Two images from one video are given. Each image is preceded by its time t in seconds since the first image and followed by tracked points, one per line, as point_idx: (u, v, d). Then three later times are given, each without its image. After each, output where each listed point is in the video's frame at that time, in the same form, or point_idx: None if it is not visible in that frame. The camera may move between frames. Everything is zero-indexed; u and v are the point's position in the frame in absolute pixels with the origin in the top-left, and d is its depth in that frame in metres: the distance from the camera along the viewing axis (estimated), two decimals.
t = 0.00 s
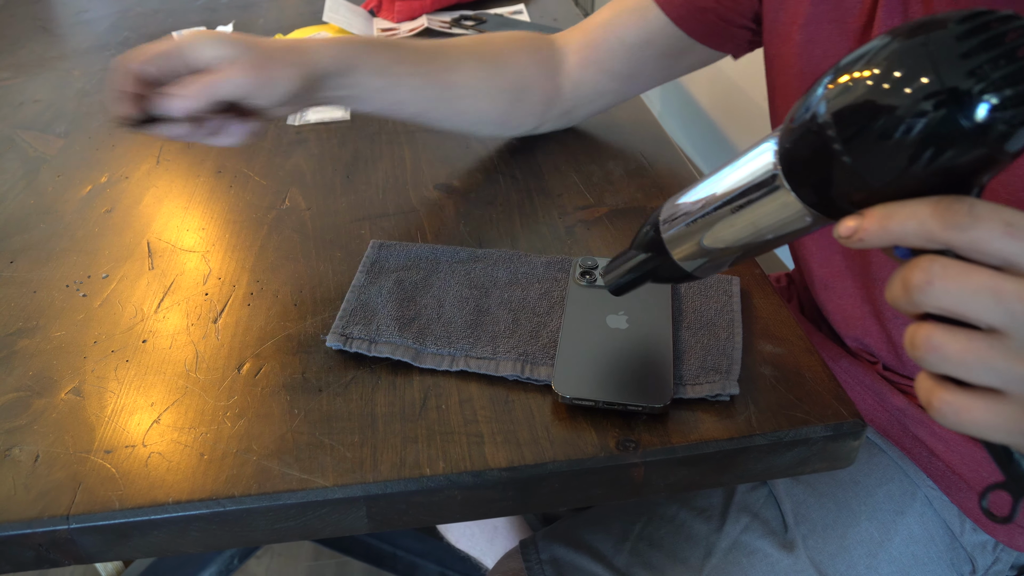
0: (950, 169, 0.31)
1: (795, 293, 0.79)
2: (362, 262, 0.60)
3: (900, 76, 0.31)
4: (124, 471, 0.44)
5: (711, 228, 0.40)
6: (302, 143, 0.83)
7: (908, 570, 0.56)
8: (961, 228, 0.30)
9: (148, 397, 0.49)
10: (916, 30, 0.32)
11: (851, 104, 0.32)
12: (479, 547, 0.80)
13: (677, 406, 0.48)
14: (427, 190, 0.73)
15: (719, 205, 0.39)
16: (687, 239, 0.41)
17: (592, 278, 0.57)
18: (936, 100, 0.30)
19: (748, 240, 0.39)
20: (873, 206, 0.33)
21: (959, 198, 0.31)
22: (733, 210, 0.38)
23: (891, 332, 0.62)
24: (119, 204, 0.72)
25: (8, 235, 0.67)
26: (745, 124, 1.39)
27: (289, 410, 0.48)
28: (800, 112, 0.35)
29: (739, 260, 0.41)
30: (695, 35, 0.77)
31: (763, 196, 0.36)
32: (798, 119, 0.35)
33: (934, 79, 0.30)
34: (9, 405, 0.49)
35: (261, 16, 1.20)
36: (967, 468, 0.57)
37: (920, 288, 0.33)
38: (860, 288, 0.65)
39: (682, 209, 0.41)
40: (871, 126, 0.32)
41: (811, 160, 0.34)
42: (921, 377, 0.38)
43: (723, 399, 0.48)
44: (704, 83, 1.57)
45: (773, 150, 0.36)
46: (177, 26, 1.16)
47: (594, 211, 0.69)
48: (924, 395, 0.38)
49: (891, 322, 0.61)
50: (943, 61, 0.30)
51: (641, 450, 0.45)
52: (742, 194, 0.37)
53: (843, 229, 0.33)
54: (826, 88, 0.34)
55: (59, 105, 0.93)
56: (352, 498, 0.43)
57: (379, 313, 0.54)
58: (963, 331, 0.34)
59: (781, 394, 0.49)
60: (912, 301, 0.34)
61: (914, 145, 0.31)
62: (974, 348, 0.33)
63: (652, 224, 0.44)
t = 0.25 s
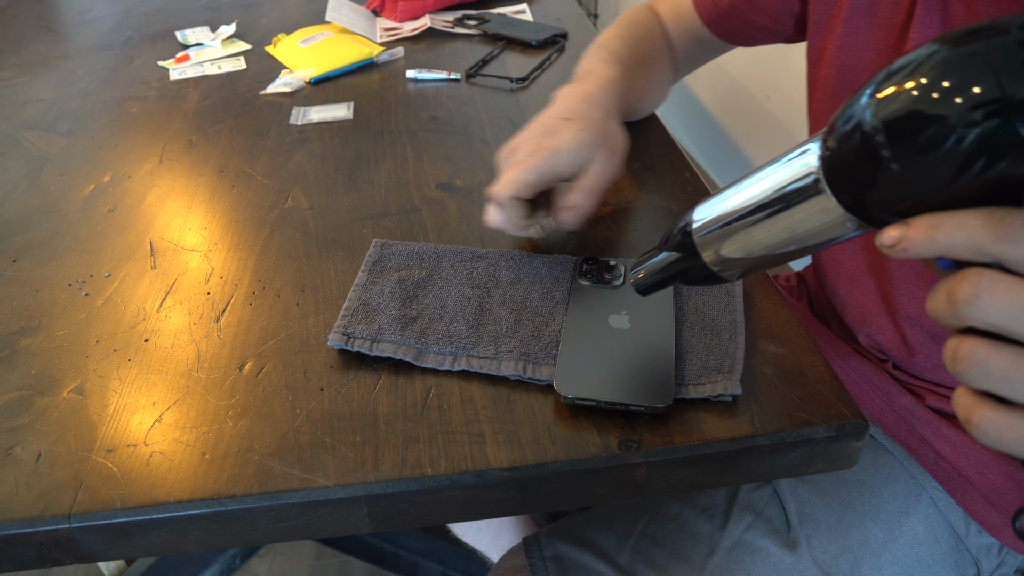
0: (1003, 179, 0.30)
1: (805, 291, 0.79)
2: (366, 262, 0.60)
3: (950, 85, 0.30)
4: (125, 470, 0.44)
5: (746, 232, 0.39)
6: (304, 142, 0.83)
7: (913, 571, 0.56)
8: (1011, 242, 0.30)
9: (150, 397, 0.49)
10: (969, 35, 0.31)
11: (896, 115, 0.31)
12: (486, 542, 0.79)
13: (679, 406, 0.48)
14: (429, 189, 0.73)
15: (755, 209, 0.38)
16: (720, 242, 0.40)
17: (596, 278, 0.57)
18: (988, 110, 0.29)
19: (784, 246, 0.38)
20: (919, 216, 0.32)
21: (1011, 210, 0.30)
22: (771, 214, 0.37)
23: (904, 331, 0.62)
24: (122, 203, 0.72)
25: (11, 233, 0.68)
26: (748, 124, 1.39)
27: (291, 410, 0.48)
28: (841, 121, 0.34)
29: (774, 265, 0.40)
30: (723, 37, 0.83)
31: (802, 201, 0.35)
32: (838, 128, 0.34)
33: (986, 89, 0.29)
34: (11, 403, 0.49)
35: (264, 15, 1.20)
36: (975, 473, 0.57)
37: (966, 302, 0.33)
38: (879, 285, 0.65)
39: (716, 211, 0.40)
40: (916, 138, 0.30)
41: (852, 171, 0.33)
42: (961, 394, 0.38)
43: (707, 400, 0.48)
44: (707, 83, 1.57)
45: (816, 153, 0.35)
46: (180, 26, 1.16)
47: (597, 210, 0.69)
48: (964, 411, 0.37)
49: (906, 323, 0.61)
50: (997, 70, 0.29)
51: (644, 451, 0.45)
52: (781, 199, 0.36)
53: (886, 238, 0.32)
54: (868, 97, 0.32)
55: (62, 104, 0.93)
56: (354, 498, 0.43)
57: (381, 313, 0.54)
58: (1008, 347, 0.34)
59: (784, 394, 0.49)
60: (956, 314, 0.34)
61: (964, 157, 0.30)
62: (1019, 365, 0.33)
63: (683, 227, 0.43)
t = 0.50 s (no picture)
0: None
1: (808, 290, 0.79)
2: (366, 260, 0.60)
3: (971, 91, 0.29)
4: (124, 469, 0.44)
5: (760, 229, 0.39)
6: (305, 141, 0.83)
7: (915, 572, 0.56)
8: None
9: (149, 395, 0.49)
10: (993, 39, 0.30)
11: (913, 121, 0.30)
12: (487, 541, 0.79)
13: (679, 405, 0.48)
14: (429, 188, 0.73)
15: (769, 205, 0.38)
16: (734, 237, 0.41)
17: (594, 277, 0.56)
18: (1010, 117, 0.28)
19: (797, 245, 0.38)
20: (937, 221, 0.31)
21: None
22: (785, 211, 0.37)
23: (909, 332, 0.61)
24: (122, 202, 0.72)
25: (12, 232, 0.68)
26: (750, 123, 1.39)
27: (290, 409, 0.48)
28: (857, 127, 0.33)
29: (787, 264, 0.40)
30: (751, 34, 0.83)
31: (817, 201, 0.35)
32: (854, 134, 0.33)
33: (1007, 95, 0.28)
34: (11, 402, 0.49)
35: (266, 15, 1.20)
36: (976, 474, 0.56)
37: (982, 308, 0.32)
38: (885, 285, 0.64)
39: (732, 205, 0.40)
40: (935, 145, 0.30)
41: (870, 177, 0.32)
42: (971, 400, 0.37)
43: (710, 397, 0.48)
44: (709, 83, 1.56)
45: (834, 153, 0.34)
46: (181, 25, 1.16)
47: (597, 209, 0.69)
48: (975, 416, 0.37)
49: (911, 323, 0.61)
50: (1018, 75, 0.28)
51: (644, 449, 0.45)
52: (796, 198, 0.36)
53: (901, 243, 0.32)
54: (885, 102, 0.32)
55: (63, 103, 0.93)
56: (352, 497, 0.43)
57: (381, 312, 0.53)
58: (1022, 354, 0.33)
59: (784, 393, 0.49)
60: (971, 320, 0.33)
61: (983, 164, 0.29)
62: None
63: (697, 222, 0.44)
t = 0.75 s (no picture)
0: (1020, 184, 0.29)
1: (807, 289, 0.79)
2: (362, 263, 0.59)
3: (967, 85, 0.29)
4: (123, 470, 0.44)
5: (757, 227, 0.39)
6: (304, 141, 0.83)
7: (914, 572, 0.56)
8: None
9: (148, 397, 0.49)
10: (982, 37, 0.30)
11: (911, 115, 0.30)
12: (485, 543, 0.79)
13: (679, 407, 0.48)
14: (428, 189, 0.73)
15: (767, 203, 0.38)
16: (731, 236, 0.40)
17: (583, 283, 0.56)
18: (1005, 112, 0.29)
19: (794, 242, 0.38)
20: (934, 217, 0.31)
21: None
22: (782, 209, 0.37)
23: (908, 330, 0.61)
24: (121, 203, 0.72)
25: (11, 233, 0.68)
26: (749, 122, 1.39)
27: (289, 410, 0.48)
28: (853, 122, 0.33)
29: (784, 262, 0.40)
30: (739, 33, 0.83)
31: (814, 198, 0.35)
32: (851, 129, 0.33)
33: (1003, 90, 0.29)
34: (10, 403, 0.49)
35: (265, 15, 1.20)
36: (974, 472, 0.56)
37: (983, 303, 0.32)
38: (886, 284, 0.65)
39: (729, 203, 0.40)
40: (932, 138, 0.30)
41: (867, 171, 0.32)
42: (973, 396, 0.38)
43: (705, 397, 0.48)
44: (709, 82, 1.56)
45: (831, 149, 0.34)
46: (180, 25, 1.16)
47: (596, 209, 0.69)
48: (977, 415, 0.37)
49: (910, 322, 0.61)
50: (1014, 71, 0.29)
51: (641, 450, 0.45)
52: (792, 195, 0.36)
53: (900, 239, 0.32)
54: (881, 98, 0.32)
55: (63, 103, 0.93)
56: (351, 498, 0.43)
57: (378, 315, 0.53)
58: None
59: (782, 394, 0.49)
60: (972, 315, 0.33)
61: (980, 158, 0.29)
62: None
63: (693, 220, 0.43)
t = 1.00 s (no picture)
0: None
1: (806, 290, 0.79)
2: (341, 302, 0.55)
3: (980, 67, 0.29)
4: (122, 470, 0.44)
5: (764, 211, 0.39)
6: (304, 141, 0.83)
7: (914, 572, 0.56)
8: None
9: (147, 396, 0.49)
10: (992, 18, 0.30)
11: (922, 99, 0.30)
12: (485, 543, 0.79)
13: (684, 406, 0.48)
14: (428, 188, 0.73)
15: (775, 188, 0.37)
16: (739, 222, 0.40)
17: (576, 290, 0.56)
18: (1019, 93, 0.28)
19: (803, 227, 0.37)
20: (946, 202, 0.31)
21: None
22: (791, 194, 0.37)
23: (909, 330, 0.61)
24: (121, 203, 0.72)
25: (11, 232, 0.68)
26: (750, 122, 1.39)
27: (288, 409, 0.48)
28: (864, 106, 0.33)
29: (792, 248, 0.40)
30: (723, 34, 0.84)
31: (823, 183, 0.35)
32: (861, 112, 0.33)
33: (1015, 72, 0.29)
34: (10, 403, 0.49)
35: (265, 15, 1.20)
36: (975, 473, 0.56)
37: (994, 287, 0.32)
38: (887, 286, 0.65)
39: (736, 189, 0.40)
40: (944, 122, 0.30)
41: (878, 155, 0.32)
42: (983, 382, 0.38)
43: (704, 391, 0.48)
44: (709, 82, 1.56)
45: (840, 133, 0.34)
46: (180, 25, 1.16)
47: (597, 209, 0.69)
48: (985, 400, 0.37)
49: (910, 322, 0.61)
50: None
51: (642, 450, 0.45)
52: (801, 181, 0.36)
53: (911, 223, 0.32)
54: (893, 81, 0.32)
55: (63, 103, 0.93)
56: (350, 498, 0.43)
57: (389, 354, 0.50)
58: None
59: (783, 395, 0.49)
60: (982, 299, 0.33)
61: (991, 142, 0.29)
62: None
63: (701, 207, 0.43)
